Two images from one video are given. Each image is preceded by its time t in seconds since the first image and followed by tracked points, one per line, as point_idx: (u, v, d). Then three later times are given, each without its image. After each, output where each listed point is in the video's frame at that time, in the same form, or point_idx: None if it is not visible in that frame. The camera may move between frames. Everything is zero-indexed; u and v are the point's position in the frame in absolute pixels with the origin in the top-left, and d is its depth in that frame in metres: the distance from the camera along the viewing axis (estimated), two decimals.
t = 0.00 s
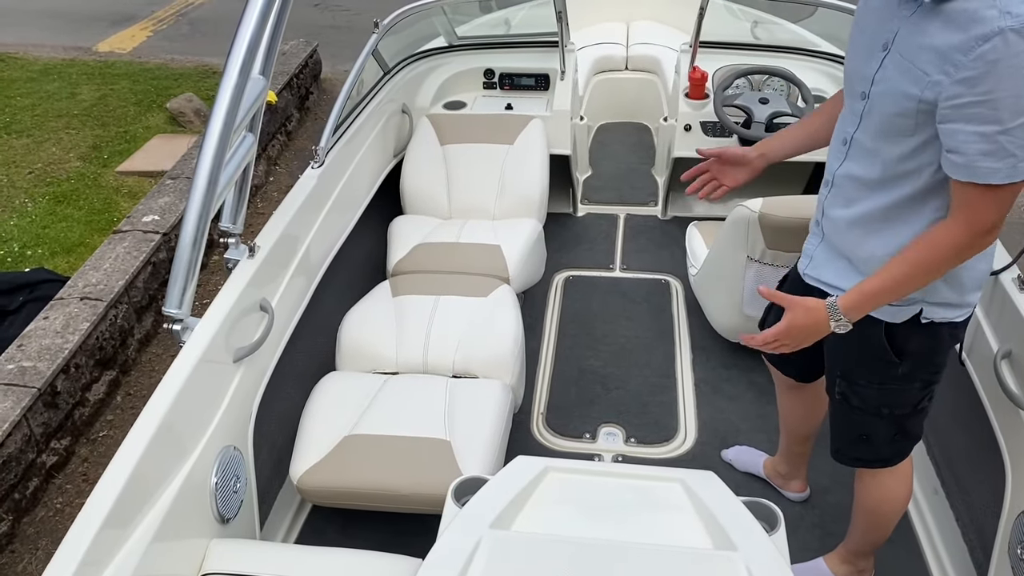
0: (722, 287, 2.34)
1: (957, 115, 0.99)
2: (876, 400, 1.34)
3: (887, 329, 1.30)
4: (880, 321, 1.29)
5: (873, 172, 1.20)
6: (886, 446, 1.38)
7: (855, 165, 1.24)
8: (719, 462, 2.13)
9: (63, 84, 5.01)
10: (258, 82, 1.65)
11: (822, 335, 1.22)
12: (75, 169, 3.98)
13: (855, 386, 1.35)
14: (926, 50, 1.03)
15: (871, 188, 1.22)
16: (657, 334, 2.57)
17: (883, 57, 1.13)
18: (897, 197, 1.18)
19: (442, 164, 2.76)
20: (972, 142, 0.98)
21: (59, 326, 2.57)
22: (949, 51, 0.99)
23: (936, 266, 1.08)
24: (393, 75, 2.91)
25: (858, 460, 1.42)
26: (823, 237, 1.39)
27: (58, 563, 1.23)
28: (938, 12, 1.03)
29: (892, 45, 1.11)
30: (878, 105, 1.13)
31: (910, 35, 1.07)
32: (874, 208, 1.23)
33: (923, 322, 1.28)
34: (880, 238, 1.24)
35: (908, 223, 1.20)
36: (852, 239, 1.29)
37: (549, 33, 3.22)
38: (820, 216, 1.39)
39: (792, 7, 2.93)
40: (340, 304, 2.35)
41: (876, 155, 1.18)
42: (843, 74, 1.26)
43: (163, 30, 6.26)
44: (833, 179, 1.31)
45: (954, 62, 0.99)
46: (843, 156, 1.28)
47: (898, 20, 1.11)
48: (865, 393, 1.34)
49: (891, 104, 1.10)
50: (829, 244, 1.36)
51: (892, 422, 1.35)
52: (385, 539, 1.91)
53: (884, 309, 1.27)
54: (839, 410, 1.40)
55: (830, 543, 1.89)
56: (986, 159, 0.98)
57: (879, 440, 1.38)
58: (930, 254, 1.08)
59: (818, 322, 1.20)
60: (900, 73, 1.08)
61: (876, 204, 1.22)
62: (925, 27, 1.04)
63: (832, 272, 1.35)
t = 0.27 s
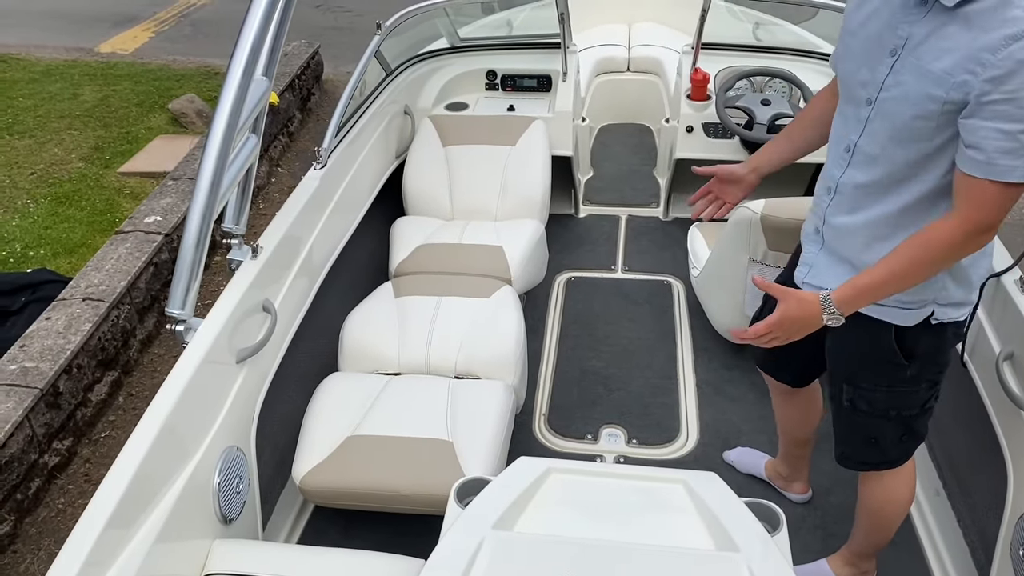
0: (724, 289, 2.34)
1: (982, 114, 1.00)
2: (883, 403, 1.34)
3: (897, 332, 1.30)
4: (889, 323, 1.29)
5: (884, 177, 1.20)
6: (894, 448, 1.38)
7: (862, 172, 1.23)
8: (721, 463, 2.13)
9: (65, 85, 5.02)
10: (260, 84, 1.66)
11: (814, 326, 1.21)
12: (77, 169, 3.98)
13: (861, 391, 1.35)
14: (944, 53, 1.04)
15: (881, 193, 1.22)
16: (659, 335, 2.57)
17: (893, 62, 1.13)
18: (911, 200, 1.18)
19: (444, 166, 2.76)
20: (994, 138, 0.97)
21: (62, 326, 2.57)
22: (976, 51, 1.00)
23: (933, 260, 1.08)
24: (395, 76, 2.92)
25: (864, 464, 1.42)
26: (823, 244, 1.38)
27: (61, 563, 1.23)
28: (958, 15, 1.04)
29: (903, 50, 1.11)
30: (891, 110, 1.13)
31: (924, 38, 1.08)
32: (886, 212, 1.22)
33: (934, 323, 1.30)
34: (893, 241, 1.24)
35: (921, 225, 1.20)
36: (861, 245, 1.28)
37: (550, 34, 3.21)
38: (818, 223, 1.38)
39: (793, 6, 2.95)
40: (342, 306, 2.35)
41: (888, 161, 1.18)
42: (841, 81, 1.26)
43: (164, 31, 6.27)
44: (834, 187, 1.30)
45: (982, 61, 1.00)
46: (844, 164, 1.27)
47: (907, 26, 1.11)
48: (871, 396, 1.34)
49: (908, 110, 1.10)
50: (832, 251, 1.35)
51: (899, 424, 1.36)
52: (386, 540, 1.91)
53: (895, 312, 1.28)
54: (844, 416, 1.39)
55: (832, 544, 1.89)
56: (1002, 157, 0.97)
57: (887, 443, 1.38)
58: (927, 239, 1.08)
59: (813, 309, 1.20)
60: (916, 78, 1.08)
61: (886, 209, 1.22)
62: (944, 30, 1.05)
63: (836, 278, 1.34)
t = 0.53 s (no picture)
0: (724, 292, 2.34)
1: (960, 113, 0.99)
2: (873, 392, 1.34)
3: (882, 323, 1.31)
4: (875, 315, 1.30)
5: (869, 174, 1.20)
6: (887, 440, 1.38)
7: (848, 168, 1.23)
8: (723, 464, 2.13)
9: (68, 86, 5.02)
10: (263, 84, 1.66)
11: (813, 331, 1.21)
12: (80, 170, 3.99)
13: (853, 382, 1.36)
14: (923, 53, 1.04)
15: (868, 189, 1.22)
16: (661, 335, 2.57)
17: (875, 61, 1.12)
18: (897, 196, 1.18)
19: (446, 166, 2.76)
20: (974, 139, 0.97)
21: (64, 326, 2.58)
22: (952, 53, 1.00)
23: (921, 259, 1.08)
24: (398, 77, 2.92)
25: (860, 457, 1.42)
26: (810, 239, 1.37)
27: (64, 563, 1.23)
28: (935, 15, 1.03)
29: (884, 48, 1.11)
30: (874, 108, 1.13)
31: (903, 38, 1.08)
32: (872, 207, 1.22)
33: (917, 314, 1.30)
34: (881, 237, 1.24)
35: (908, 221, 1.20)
36: (848, 240, 1.28)
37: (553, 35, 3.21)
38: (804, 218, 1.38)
39: (795, 9, 2.94)
40: (345, 306, 2.35)
41: (873, 157, 1.18)
42: (827, 77, 1.26)
43: (167, 32, 6.28)
44: (820, 182, 1.31)
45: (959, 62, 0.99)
46: (830, 159, 1.27)
47: (888, 25, 1.10)
48: (862, 387, 1.35)
49: (892, 108, 1.10)
50: (819, 246, 1.35)
51: (891, 414, 1.36)
52: (389, 540, 1.91)
53: (879, 304, 1.29)
54: (837, 407, 1.40)
55: (834, 545, 1.89)
56: (984, 155, 0.97)
57: (881, 435, 1.37)
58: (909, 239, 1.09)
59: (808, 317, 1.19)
60: (897, 77, 1.08)
61: (872, 205, 1.22)
62: (922, 30, 1.05)
63: (823, 273, 1.35)
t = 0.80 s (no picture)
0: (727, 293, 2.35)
1: (873, 99, 1.07)
2: (816, 365, 1.40)
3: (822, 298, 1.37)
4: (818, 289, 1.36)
5: (799, 152, 1.29)
6: (833, 412, 1.44)
7: (784, 146, 1.32)
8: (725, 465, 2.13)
9: (71, 87, 5.03)
10: (268, 85, 1.66)
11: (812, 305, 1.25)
12: (83, 170, 3.99)
13: (797, 356, 1.41)
14: (835, 43, 1.13)
15: (799, 167, 1.31)
16: (663, 336, 2.57)
17: (802, 48, 1.22)
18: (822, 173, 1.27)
19: (449, 167, 2.77)
20: (893, 125, 1.04)
21: (67, 326, 2.58)
22: (857, 43, 1.08)
23: (888, 241, 1.13)
24: (401, 78, 2.93)
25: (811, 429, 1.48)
26: (758, 215, 1.47)
27: (68, 564, 1.23)
28: (843, 7, 1.12)
29: (809, 36, 1.20)
30: (802, 92, 1.22)
31: (821, 27, 1.17)
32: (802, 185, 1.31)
33: (849, 291, 1.34)
34: (808, 213, 1.33)
35: (831, 199, 1.29)
36: (783, 216, 1.37)
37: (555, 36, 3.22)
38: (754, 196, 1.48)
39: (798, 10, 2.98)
40: (347, 306, 2.36)
41: (803, 135, 1.27)
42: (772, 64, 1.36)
43: (170, 33, 6.29)
44: (765, 161, 1.40)
45: (864, 52, 1.07)
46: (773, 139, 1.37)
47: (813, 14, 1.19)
48: (804, 360, 1.41)
49: (814, 90, 1.19)
50: (763, 222, 1.45)
51: (836, 387, 1.42)
52: (391, 541, 1.91)
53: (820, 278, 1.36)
54: (785, 379, 1.46)
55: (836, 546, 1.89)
56: (913, 138, 1.03)
57: (824, 406, 1.44)
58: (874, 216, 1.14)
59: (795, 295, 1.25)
60: (817, 64, 1.17)
61: (805, 183, 1.31)
62: (833, 21, 1.14)
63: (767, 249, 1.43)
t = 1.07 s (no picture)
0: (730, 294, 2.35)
1: (806, 68, 1.16)
2: (756, 316, 1.52)
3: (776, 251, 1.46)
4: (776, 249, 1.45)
5: (744, 129, 1.38)
6: (756, 373, 1.59)
7: (730, 126, 1.42)
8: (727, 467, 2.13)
9: (74, 87, 5.04)
10: (270, 85, 1.66)
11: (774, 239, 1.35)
12: (85, 171, 4.00)
13: (739, 306, 1.53)
14: (760, 24, 1.22)
15: (744, 144, 1.40)
16: (665, 337, 2.57)
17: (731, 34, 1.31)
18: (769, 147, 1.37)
19: (451, 168, 2.77)
20: (832, 92, 1.13)
21: (69, 327, 2.58)
22: (779, 20, 1.17)
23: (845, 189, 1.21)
24: (403, 79, 2.93)
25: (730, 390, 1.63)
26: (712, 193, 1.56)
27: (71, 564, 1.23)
28: None
29: (736, 22, 1.29)
30: (740, 74, 1.32)
31: (744, 13, 1.26)
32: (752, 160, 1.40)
33: (800, 247, 1.45)
34: (759, 185, 1.42)
35: (779, 168, 1.38)
36: (736, 190, 1.46)
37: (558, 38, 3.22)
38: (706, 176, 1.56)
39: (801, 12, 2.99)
40: (349, 307, 2.36)
41: (745, 113, 1.37)
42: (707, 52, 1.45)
43: (172, 33, 6.30)
44: (713, 142, 1.49)
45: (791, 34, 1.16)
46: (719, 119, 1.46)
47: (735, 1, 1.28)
48: (745, 311, 1.52)
49: (751, 69, 1.28)
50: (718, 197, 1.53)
51: (766, 345, 1.55)
52: (393, 541, 1.92)
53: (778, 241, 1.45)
54: (724, 330, 1.58)
55: (838, 548, 1.89)
56: (850, 96, 1.12)
57: (750, 364, 1.58)
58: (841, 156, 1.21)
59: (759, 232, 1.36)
60: (748, 46, 1.27)
61: (751, 157, 1.40)
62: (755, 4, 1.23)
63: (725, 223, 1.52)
